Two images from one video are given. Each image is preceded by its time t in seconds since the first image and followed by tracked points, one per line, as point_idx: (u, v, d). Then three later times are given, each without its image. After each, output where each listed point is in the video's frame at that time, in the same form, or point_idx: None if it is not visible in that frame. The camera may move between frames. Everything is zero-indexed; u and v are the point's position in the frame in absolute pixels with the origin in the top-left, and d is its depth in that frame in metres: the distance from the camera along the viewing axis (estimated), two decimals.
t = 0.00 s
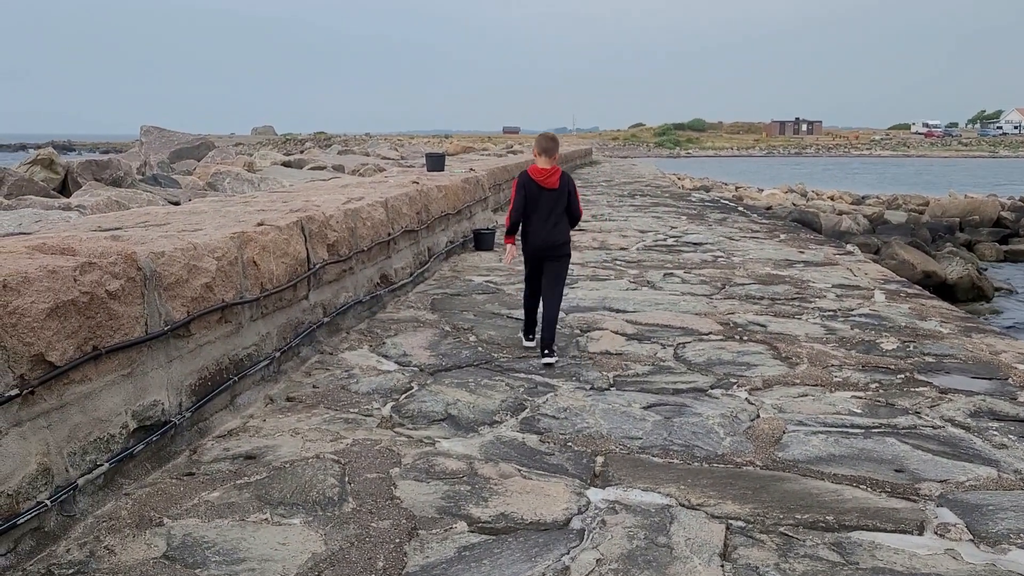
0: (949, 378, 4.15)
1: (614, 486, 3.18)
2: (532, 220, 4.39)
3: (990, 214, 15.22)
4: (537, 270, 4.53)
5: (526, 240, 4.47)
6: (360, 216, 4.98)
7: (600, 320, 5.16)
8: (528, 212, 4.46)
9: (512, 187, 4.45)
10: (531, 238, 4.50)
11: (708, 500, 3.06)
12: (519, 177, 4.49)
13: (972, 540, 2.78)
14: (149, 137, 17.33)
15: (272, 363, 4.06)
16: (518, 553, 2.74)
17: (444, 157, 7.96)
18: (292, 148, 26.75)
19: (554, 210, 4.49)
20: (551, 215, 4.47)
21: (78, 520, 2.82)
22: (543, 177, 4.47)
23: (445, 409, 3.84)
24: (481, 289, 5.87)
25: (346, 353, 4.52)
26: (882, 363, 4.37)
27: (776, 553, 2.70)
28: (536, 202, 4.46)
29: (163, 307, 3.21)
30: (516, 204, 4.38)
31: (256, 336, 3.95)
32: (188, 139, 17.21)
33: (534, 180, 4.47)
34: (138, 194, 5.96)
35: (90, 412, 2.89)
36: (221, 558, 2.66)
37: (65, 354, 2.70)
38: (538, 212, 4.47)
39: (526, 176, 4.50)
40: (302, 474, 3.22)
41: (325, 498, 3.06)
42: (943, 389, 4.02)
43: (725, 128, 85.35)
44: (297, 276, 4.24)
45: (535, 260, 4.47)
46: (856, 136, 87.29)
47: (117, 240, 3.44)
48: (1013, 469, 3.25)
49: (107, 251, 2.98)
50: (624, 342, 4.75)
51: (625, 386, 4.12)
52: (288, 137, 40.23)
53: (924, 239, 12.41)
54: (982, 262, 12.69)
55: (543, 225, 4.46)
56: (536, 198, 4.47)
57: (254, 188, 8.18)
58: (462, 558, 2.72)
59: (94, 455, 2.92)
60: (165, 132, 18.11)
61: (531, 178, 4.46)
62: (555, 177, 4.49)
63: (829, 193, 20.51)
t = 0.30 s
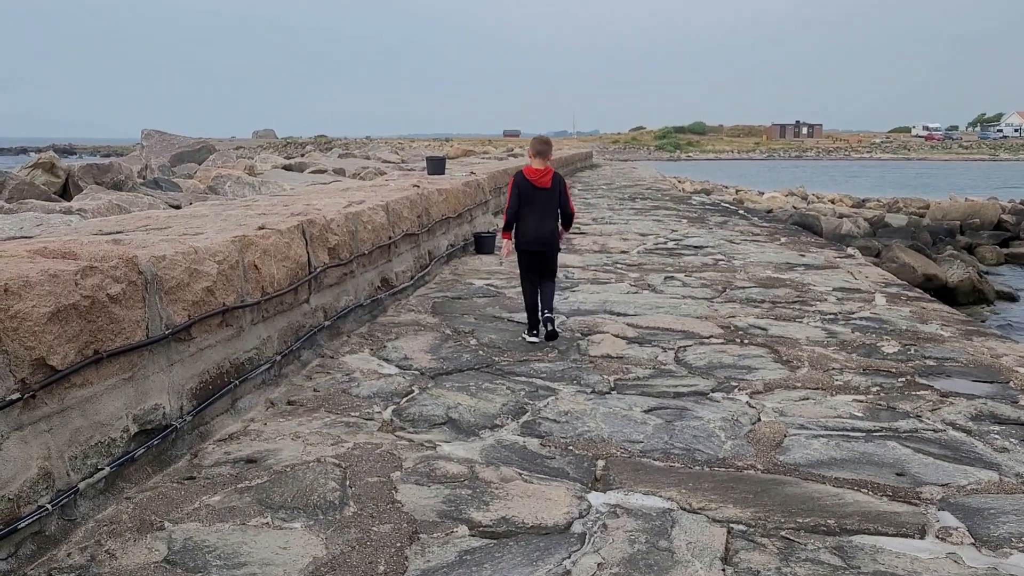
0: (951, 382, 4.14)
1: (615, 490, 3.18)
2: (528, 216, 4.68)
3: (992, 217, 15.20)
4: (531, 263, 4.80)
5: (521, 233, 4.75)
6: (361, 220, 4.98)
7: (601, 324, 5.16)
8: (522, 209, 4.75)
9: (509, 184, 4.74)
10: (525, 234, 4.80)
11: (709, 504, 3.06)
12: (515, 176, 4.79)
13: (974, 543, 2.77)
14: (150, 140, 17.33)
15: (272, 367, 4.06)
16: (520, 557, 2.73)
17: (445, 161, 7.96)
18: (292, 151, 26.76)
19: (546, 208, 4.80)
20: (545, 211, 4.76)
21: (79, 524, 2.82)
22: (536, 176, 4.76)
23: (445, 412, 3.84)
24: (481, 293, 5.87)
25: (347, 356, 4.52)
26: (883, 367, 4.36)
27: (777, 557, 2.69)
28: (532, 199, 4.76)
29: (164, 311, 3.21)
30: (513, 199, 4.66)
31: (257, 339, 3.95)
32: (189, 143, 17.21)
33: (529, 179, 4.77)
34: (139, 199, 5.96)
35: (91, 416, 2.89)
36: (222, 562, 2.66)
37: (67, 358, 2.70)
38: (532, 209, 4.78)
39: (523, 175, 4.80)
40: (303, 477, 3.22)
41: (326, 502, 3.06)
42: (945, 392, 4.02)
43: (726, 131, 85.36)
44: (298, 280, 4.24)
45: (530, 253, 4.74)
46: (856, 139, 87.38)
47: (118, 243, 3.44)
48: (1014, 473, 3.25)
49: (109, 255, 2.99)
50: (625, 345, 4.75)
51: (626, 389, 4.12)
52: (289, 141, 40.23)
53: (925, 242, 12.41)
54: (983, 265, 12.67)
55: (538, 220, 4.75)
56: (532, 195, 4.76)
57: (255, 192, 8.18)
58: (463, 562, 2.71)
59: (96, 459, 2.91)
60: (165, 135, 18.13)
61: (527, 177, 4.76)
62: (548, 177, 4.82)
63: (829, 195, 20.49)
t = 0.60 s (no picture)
0: (952, 386, 4.14)
1: (616, 495, 3.18)
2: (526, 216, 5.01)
3: (992, 220, 15.23)
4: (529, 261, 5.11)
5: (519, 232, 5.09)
6: (362, 224, 4.98)
7: (602, 328, 5.15)
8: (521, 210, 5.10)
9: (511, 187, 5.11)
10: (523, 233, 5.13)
11: (711, 509, 3.05)
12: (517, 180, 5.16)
13: (977, 549, 2.76)
14: (152, 145, 17.35)
15: (273, 372, 4.06)
16: (522, 563, 2.73)
17: (445, 165, 7.96)
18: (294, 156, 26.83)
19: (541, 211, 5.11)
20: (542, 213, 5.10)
21: (80, 530, 2.81)
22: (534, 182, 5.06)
23: (447, 417, 3.84)
24: (482, 297, 5.87)
25: (348, 361, 4.52)
26: (884, 371, 4.36)
27: (779, 563, 2.68)
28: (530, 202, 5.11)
29: (165, 316, 3.21)
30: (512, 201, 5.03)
31: (258, 344, 3.95)
32: (190, 147, 17.22)
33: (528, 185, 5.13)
34: (140, 203, 5.97)
35: (93, 422, 2.89)
36: (223, 567, 2.65)
37: (68, 363, 2.69)
38: (534, 212, 5.08)
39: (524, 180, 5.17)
40: (304, 483, 3.21)
41: (327, 507, 3.05)
42: (947, 396, 4.01)
43: (726, 135, 85.33)
44: (299, 284, 4.24)
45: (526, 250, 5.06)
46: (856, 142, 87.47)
47: (118, 248, 3.44)
48: (1017, 478, 3.24)
49: (110, 260, 2.98)
50: (626, 349, 4.75)
51: (627, 394, 4.11)
52: (290, 145, 40.25)
53: (925, 246, 12.43)
54: (984, 269, 12.68)
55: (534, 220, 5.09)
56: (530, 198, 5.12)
57: (256, 196, 8.19)
58: (464, 567, 2.70)
59: (97, 464, 2.91)
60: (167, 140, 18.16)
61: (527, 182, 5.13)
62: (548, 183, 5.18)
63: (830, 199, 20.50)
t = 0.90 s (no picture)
0: (955, 392, 4.13)
1: (618, 501, 3.17)
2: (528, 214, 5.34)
3: (993, 226, 15.24)
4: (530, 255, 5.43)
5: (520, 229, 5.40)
6: (363, 230, 4.98)
7: (604, 334, 5.15)
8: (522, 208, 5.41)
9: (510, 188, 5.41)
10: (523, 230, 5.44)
11: (713, 516, 3.04)
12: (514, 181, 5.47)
13: (980, 555, 2.75)
14: (154, 151, 17.37)
15: (274, 378, 4.06)
16: (523, 569, 2.72)
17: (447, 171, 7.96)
18: (295, 162, 26.84)
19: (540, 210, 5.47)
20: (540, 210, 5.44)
21: (80, 536, 2.81)
22: (539, 183, 5.43)
23: (448, 423, 3.83)
24: (483, 303, 5.87)
25: (350, 367, 4.52)
26: (887, 377, 4.35)
27: (782, 570, 2.67)
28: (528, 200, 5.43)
29: (166, 322, 3.21)
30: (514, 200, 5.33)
31: (259, 350, 3.95)
32: (192, 153, 17.24)
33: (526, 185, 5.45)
34: (142, 209, 5.97)
35: (93, 428, 2.88)
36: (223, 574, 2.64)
37: (69, 370, 2.69)
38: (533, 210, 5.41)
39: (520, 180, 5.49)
40: (305, 489, 3.20)
41: (328, 514, 3.04)
42: (949, 403, 4.01)
43: (726, 141, 85.45)
44: (301, 290, 4.24)
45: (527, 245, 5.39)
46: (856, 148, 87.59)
47: (120, 254, 3.44)
48: (1020, 484, 3.23)
49: (111, 266, 2.98)
50: (627, 355, 4.74)
51: (629, 400, 4.11)
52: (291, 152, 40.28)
53: (927, 252, 12.43)
54: (985, 274, 12.68)
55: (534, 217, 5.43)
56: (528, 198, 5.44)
57: (257, 203, 8.20)
58: (466, 574, 2.69)
59: (97, 471, 2.90)
60: (168, 146, 18.17)
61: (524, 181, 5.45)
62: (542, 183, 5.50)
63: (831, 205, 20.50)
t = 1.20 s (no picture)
0: (958, 397, 4.13)
1: (621, 506, 3.16)
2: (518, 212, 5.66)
3: (995, 230, 15.23)
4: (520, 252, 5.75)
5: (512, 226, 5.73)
6: (365, 234, 4.98)
7: (606, 338, 5.14)
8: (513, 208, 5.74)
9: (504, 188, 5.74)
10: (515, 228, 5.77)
11: (716, 521, 3.03)
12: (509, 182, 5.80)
13: (984, 561, 2.74)
14: (155, 155, 17.37)
15: (276, 383, 4.05)
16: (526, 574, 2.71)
17: (448, 175, 7.97)
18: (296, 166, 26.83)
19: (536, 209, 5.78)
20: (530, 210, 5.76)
21: (82, 541, 2.80)
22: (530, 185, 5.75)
23: (450, 428, 3.82)
24: (485, 307, 5.87)
25: (351, 371, 4.51)
26: (889, 382, 4.34)
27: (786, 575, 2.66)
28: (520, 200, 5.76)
29: (168, 326, 3.20)
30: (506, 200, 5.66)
31: (261, 354, 3.95)
32: (193, 158, 17.25)
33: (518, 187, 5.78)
34: (143, 214, 5.97)
35: (95, 433, 2.88)
36: None
37: (71, 374, 2.69)
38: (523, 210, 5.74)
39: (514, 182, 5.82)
40: (307, 494, 3.20)
41: (330, 519, 3.03)
42: (952, 407, 4.00)
43: (728, 145, 85.52)
44: (302, 295, 4.24)
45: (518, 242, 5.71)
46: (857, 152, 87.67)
47: (122, 259, 3.43)
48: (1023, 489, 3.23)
49: (113, 270, 2.97)
50: (629, 360, 4.74)
51: (631, 405, 4.10)
52: (292, 156, 40.18)
53: (929, 256, 12.43)
54: (987, 278, 12.67)
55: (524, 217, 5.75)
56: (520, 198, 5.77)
57: (259, 207, 8.19)
58: None
59: (99, 476, 2.90)
60: (169, 150, 18.18)
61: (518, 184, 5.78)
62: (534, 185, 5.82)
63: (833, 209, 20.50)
